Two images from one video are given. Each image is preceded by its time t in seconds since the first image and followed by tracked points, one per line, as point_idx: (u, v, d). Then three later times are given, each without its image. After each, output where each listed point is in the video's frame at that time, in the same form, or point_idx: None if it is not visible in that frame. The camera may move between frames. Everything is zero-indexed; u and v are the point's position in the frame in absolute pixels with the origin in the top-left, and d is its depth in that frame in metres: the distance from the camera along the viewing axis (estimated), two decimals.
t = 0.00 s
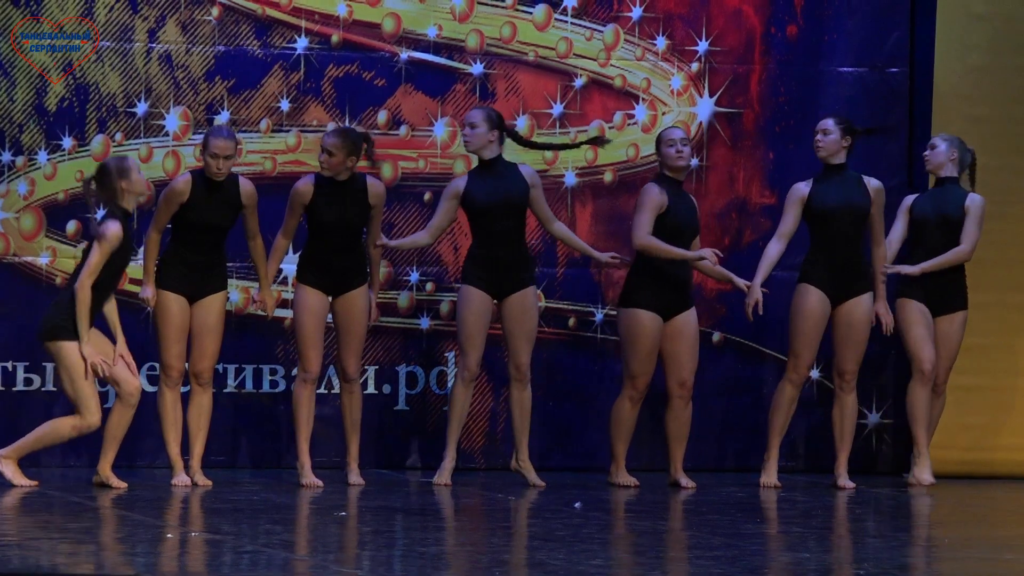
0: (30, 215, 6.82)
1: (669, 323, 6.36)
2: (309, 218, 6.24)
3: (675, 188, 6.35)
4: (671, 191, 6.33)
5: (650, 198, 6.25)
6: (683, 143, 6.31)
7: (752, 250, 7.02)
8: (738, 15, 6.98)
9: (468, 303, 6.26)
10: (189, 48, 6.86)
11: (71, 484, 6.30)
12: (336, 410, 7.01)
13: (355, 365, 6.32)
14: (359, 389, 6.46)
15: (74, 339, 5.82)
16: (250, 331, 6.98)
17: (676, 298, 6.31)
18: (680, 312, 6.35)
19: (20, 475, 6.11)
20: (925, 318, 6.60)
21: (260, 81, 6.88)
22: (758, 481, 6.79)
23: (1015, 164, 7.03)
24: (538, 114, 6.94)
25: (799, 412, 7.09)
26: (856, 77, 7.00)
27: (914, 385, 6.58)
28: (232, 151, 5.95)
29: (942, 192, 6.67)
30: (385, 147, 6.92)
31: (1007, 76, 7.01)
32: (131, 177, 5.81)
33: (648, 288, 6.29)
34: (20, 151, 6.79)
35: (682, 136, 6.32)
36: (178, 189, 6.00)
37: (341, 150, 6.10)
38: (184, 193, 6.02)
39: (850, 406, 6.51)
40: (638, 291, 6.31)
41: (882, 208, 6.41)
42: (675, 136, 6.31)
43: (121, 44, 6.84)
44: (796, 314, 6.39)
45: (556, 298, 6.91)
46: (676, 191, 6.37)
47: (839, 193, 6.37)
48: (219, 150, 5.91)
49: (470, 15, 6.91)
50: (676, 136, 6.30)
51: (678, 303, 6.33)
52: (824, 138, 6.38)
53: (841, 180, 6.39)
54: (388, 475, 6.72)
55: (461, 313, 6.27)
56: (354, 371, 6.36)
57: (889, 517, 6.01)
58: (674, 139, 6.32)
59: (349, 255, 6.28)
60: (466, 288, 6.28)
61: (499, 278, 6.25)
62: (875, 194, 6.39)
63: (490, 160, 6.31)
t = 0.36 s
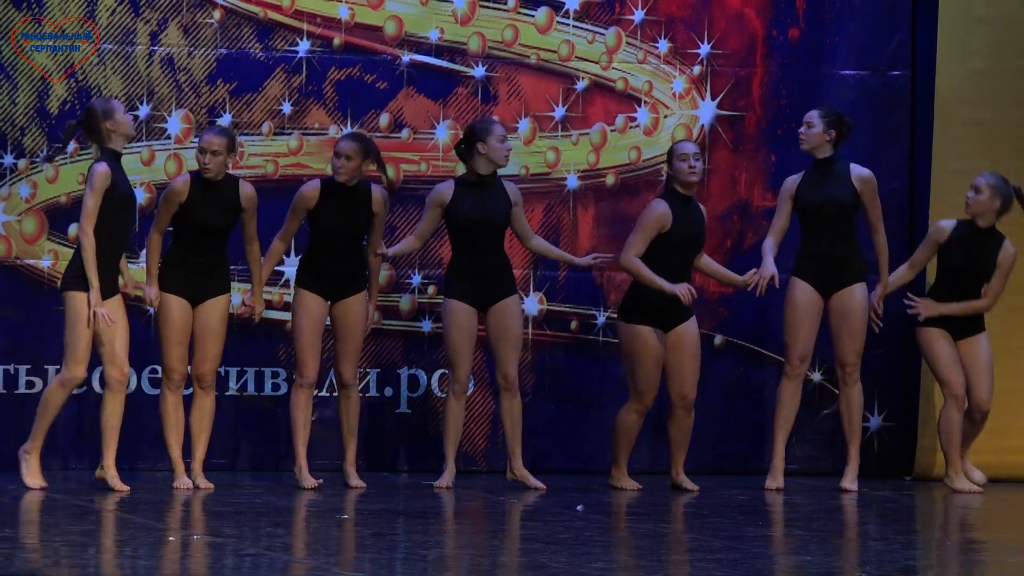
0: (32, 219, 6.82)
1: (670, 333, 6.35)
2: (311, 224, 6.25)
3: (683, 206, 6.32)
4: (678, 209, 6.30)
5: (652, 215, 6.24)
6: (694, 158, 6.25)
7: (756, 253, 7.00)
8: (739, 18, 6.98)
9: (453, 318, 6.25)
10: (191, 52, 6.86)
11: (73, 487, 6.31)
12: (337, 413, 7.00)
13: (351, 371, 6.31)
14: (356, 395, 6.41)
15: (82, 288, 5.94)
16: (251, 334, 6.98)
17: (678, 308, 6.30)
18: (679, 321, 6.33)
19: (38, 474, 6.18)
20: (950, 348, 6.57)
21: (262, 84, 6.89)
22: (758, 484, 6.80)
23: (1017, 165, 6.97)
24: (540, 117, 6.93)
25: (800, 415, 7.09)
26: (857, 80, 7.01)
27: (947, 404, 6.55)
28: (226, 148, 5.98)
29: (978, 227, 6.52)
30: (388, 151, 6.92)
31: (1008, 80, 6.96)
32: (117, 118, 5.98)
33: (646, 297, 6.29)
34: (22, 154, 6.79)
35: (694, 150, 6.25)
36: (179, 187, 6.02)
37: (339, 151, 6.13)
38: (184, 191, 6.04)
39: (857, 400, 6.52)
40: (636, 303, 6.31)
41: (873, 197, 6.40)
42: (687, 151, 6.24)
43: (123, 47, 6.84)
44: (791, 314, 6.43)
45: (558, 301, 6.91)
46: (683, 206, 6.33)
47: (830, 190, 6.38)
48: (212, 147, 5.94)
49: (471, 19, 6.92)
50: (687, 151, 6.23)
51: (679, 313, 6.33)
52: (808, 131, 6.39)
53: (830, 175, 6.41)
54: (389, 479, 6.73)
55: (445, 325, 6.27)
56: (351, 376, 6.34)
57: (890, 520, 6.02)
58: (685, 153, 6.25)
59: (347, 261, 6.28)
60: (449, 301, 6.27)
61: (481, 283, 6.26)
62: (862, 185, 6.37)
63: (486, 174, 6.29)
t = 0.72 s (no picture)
0: (31, 219, 6.82)
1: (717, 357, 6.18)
2: (308, 199, 6.23)
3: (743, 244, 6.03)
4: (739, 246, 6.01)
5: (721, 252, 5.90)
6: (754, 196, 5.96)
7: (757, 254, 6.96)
8: (738, 18, 6.94)
9: (456, 313, 6.28)
10: (190, 52, 6.87)
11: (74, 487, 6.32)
12: (336, 414, 7.00)
13: (361, 359, 6.35)
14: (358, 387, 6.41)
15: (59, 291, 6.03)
16: (250, 334, 6.97)
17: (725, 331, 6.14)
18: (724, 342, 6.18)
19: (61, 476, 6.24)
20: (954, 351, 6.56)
21: (261, 84, 6.89)
22: (758, 485, 6.80)
23: (1017, 167, 6.90)
24: (539, 118, 6.92)
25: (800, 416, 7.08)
26: (856, 80, 6.98)
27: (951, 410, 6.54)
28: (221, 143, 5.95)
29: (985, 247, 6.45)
30: (387, 150, 6.92)
31: (1012, 81, 6.90)
32: (98, 118, 6.00)
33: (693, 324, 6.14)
34: (22, 155, 6.79)
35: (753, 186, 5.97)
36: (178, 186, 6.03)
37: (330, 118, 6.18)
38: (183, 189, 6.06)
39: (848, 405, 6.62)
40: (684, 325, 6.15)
41: (845, 206, 6.53)
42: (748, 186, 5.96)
43: (122, 47, 6.84)
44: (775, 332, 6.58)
45: (557, 302, 6.88)
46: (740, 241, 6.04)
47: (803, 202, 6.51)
48: (208, 142, 5.92)
49: (471, 19, 6.91)
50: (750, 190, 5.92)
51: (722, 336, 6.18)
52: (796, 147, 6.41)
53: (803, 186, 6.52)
54: (389, 480, 6.73)
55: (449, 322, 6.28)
56: (359, 361, 6.35)
57: (890, 521, 6.04)
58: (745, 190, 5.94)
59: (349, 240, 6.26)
60: (455, 298, 6.28)
61: (494, 282, 6.27)
62: (833, 196, 6.49)
63: (524, 179, 6.32)
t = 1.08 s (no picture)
0: (30, 220, 6.82)
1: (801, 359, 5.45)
2: (312, 213, 6.23)
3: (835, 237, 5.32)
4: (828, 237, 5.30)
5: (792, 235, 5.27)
6: (850, 184, 5.26)
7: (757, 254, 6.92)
8: (738, 19, 6.93)
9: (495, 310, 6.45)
10: (190, 53, 6.87)
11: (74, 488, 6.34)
12: (335, 414, 6.99)
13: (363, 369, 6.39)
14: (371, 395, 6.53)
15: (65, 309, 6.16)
16: (249, 334, 6.97)
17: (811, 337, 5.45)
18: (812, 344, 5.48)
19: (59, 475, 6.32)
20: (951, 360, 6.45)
21: (260, 85, 6.89)
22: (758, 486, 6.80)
23: (1017, 166, 6.90)
24: (538, 118, 6.92)
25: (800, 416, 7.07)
26: (856, 81, 6.95)
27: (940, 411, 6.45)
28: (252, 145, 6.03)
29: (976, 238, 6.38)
30: (386, 151, 6.91)
31: (1012, 81, 6.88)
32: (123, 155, 6.02)
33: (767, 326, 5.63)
34: (21, 155, 6.79)
35: (851, 175, 5.28)
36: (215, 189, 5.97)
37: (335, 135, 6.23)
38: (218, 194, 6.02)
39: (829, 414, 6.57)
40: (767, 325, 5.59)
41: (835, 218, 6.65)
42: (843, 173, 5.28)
43: (121, 48, 6.84)
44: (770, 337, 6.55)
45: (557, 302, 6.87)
46: (834, 232, 5.33)
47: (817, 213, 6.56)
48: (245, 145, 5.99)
49: (470, 19, 6.91)
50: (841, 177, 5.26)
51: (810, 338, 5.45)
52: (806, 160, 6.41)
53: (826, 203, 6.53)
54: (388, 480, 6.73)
55: (485, 311, 6.39)
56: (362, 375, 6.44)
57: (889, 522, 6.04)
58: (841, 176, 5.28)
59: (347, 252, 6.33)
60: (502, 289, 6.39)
61: (541, 282, 6.42)
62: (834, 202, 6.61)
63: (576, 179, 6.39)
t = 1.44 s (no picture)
0: (28, 220, 6.83)
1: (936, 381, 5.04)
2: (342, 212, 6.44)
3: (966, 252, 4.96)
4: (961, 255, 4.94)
5: (932, 257, 4.85)
6: (976, 194, 4.94)
7: (753, 254, 6.92)
8: (736, 20, 6.91)
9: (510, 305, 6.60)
10: (187, 53, 6.88)
11: (72, 488, 6.38)
12: (333, 414, 6.99)
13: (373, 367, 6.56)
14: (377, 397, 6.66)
15: (81, 290, 6.26)
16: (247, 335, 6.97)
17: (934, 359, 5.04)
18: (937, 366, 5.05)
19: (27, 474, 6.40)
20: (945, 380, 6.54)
21: (258, 85, 6.90)
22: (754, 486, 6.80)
23: (1014, 168, 6.89)
24: (536, 118, 6.91)
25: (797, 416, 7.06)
26: (854, 81, 6.94)
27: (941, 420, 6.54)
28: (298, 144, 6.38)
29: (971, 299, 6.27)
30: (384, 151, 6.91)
31: (1011, 83, 6.89)
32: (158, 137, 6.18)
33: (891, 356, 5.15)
34: (19, 156, 6.79)
35: (977, 185, 4.96)
36: (263, 186, 6.28)
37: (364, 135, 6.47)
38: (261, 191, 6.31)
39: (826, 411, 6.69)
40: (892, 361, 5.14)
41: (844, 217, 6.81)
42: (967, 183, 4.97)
43: (119, 48, 6.85)
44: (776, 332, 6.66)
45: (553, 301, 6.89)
46: (962, 248, 4.96)
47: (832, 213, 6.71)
48: (292, 142, 6.33)
49: (468, 20, 6.91)
50: (967, 186, 4.93)
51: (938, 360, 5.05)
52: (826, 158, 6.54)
53: (840, 204, 6.63)
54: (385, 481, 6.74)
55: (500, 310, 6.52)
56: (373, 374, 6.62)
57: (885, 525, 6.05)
58: (965, 186, 4.95)
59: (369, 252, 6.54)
60: (514, 284, 6.58)
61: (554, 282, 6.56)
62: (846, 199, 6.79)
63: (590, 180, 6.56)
